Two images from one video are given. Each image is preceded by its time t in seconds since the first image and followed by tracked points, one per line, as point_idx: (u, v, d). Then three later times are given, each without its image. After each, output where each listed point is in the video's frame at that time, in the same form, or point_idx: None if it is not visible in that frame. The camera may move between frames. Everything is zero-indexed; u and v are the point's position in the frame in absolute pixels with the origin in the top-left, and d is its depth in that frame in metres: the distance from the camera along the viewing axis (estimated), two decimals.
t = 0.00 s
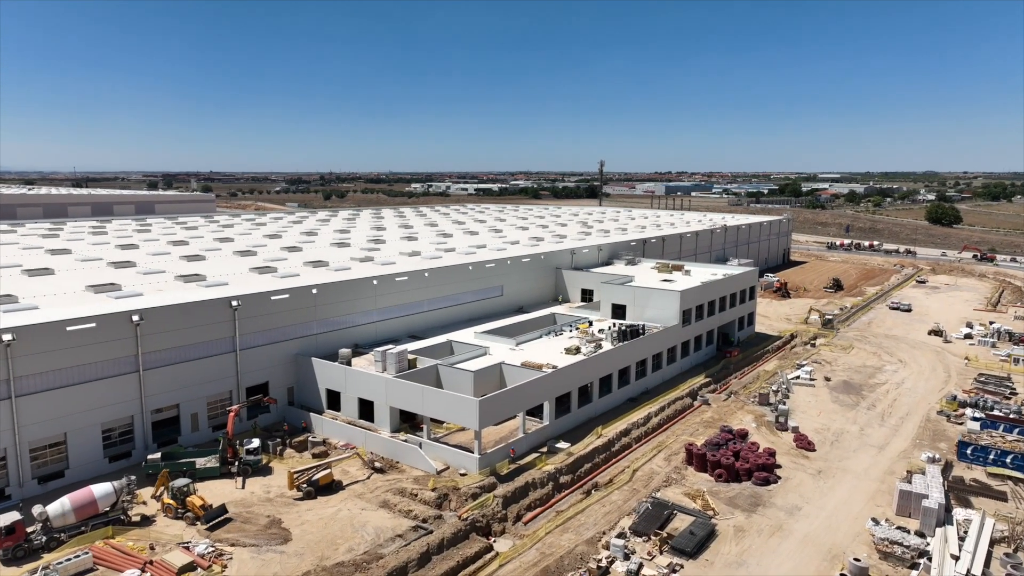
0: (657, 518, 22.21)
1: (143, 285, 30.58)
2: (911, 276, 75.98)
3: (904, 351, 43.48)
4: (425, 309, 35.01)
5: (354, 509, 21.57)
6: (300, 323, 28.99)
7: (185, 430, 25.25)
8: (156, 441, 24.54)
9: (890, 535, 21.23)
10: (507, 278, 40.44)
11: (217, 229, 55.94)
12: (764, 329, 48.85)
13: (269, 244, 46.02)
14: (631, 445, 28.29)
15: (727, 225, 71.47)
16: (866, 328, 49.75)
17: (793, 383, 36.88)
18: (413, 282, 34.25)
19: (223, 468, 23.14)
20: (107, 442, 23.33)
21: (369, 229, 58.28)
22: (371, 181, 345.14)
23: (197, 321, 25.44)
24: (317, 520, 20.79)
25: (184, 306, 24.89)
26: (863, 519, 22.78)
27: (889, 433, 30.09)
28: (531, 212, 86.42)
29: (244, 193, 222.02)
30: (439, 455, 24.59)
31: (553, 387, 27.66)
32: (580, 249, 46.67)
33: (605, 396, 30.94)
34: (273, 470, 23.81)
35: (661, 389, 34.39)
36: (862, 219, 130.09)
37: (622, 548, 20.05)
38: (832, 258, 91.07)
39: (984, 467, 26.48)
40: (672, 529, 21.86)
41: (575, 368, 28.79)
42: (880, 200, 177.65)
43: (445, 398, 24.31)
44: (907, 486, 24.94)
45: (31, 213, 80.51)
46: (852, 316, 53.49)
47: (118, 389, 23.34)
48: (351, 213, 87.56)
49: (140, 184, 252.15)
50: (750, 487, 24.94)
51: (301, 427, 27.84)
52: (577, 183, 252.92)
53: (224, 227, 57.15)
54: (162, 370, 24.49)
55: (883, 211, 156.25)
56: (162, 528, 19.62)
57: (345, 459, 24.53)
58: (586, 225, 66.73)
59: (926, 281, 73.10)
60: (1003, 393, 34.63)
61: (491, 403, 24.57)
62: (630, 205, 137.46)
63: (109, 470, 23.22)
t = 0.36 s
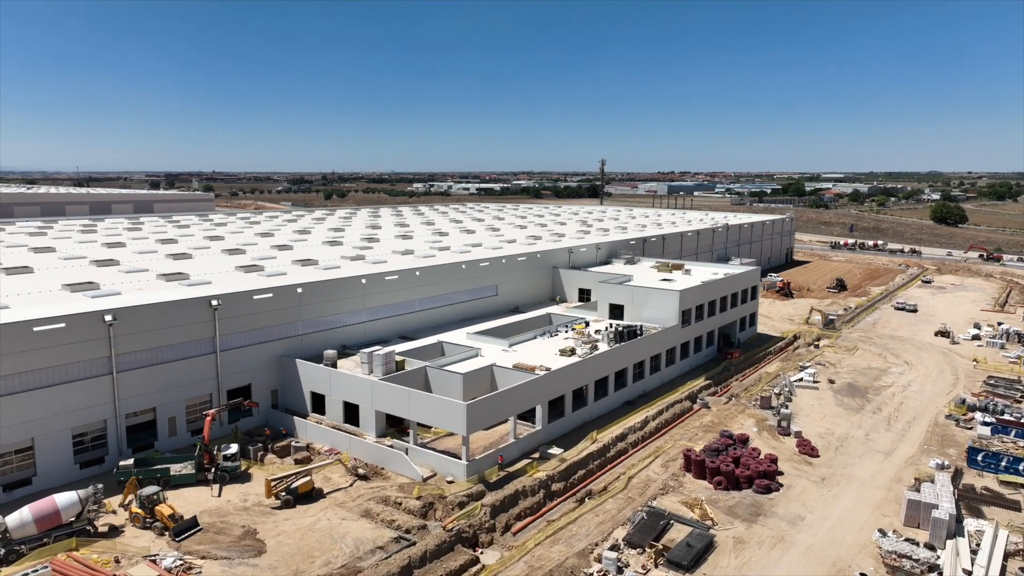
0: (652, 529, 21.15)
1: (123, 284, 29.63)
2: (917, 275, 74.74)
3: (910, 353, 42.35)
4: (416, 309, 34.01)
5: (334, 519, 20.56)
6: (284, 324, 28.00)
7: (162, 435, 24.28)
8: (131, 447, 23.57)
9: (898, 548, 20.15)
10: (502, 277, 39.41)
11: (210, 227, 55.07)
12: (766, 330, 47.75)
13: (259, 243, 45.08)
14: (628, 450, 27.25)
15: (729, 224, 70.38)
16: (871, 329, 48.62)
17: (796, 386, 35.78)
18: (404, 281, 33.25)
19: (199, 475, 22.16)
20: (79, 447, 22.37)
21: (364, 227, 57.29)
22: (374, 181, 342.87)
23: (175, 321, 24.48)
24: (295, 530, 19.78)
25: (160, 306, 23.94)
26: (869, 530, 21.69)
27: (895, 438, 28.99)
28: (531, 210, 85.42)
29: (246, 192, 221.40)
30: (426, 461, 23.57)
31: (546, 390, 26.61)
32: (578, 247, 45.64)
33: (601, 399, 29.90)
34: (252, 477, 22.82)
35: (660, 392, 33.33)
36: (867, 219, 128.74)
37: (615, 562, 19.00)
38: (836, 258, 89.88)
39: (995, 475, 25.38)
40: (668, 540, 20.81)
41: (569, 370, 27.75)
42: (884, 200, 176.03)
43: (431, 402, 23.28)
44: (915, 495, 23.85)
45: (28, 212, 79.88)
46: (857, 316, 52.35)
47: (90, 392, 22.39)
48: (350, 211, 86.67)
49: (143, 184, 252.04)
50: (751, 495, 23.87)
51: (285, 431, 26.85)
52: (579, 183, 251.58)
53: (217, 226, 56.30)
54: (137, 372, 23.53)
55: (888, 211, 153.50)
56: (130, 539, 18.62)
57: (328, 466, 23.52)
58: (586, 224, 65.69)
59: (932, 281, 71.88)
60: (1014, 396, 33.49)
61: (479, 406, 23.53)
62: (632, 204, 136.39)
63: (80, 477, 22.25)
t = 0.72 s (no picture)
0: (648, 541, 20.08)
1: (102, 283, 28.66)
2: (923, 275, 73.42)
3: (917, 355, 41.17)
4: (407, 309, 32.99)
5: (313, 530, 19.55)
6: (267, 324, 27.00)
7: (138, 440, 23.32)
8: (105, 452, 22.62)
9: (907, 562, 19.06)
10: (497, 277, 38.35)
11: (204, 225, 54.17)
12: (769, 331, 46.62)
13: (250, 241, 44.11)
14: (624, 457, 26.19)
15: (731, 222, 69.22)
16: (876, 330, 47.44)
17: (800, 389, 34.66)
18: (394, 281, 32.22)
19: (173, 483, 21.23)
20: (49, 453, 21.42)
21: (360, 226, 56.31)
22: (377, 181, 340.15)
23: (151, 322, 23.52)
24: (270, 542, 18.77)
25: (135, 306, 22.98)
26: (877, 543, 20.61)
27: (903, 444, 27.87)
28: (532, 209, 84.35)
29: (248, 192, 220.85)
30: (411, 468, 22.54)
31: (538, 394, 25.54)
32: (576, 246, 44.57)
33: (596, 403, 28.82)
34: (229, 485, 21.82)
35: (659, 395, 32.24)
36: (871, 218, 127.27)
37: None
38: (841, 258, 88.50)
39: (1008, 483, 24.25)
40: (664, 553, 19.74)
41: (563, 373, 26.68)
42: (890, 199, 174.27)
43: (417, 407, 22.25)
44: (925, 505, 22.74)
45: (26, 211, 79.35)
46: (862, 317, 51.17)
47: (61, 396, 21.44)
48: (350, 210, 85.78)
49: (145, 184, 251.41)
50: (752, 505, 22.79)
51: (267, 436, 25.86)
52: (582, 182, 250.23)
53: (211, 224, 55.37)
54: (111, 374, 22.57)
55: (894, 211, 150.56)
56: (94, 553, 17.63)
57: (309, 473, 22.52)
58: (586, 223, 64.64)
59: (938, 281, 70.57)
60: None
61: (467, 411, 22.48)
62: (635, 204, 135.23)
63: (49, 484, 21.30)
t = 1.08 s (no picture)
0: (643, 554, 19.01)
1: (80, 282, 27.72)
2: (930, 275, 72.07)
3: (926, 357, 39.98)
4: (398, 309, 31.99)
5: (289, 542, 18.54)
6: (250, 325, 26.04)
7: (111, 445, 22.37)
8: (76, 459, 21.69)
9: None
10: (492, 276, 37.33)
11: (197, 224, 53.37)
12: (773, 332, 45.48)
13: (242, 239, 43.20)
14: (620, 464, 25.12)
15: (735, 221, 68.04)
16: (883, 331, 46.25)
17: (804, 392, 33.53)
18: (385, 280, 31.23)
19: (145, 491, 20.17)
20: (16, 460, 20.50)
21: (355, 225, 55.25)
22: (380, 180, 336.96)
23: (125, 322, 22.57)
24: (242, 556, 17.77)
25: (108, 305, 22.03)
26: (885, 557, 19.51)
27: (912, 451, 26.74)
28: (533, 208, 83.33)
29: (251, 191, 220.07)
30: (396, 476, 21.51)
31: (530, 398, 24.48)
32: (574, 245, 43.52)
33: (592, 407, 27.74)
34: (204, 494, 20.83)
35: (657, 399, 31.15)
36: (877, 217, 125.75)
37: None
38: (846, 258, 87.15)
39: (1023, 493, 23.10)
40: (660, 568, 18.67)
41: (557, 376, 25.61)
42: (896, 199, 172.43)
43: (402, 411, 21.22)
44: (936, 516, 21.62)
45: (25, 210, 78.67)
46: (868, 317, 49.95)
47: (28, 400, 20.50)
48: (350, 209, 84.74)
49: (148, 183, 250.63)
50: (753, 515, 21.70)
51: (248, 441, 24.89)
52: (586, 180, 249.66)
53: (205, 223, 54.56)
54: (82, 377, 21.63)
55: (901, 211, 147.46)
56: (54, 568, 16.66)
57: (289, 481, 21.52)
58: (586, 222, 63.58)
59: (946, 281, 69.25)
60: None
61: (454, 416, 21.44)
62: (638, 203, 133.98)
63: (16, 492, 20.37)
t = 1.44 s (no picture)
0: (636, 570, 17.92)
1: (56, 280, 26.80)
2: (938, 275, 70.70)
3: (934, 359, 38.77)
4: (387, 309, 31.00)
5: (260, 556, 17.54)
6: (230, 325, 25.09)
7: (83, 451, 21.44)
8: (44, 465, 20.76)
9: None
10: (487, 275, 36.31)
11: (191, 222, 52.59)
12: (776, 333, 44.33)
13: (232, 238, 42.29)
14: (615, 471, 24.06)
15: (738, 220, 66.84)
16: (890, 332, 45.02)
17: (808, 396, 32.39)
18: (374, 279, 30.25)
19: (113, 499, 19.21)
20: None
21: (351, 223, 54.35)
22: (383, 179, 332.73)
23: (97, 322, 21.65)
24: (210, 570, 16.78)
25: (78, 305, 21.12)
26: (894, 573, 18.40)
27: (921, 458, 25.59)
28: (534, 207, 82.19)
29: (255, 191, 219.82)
30: (378, 485, 20.49)
31: (521, 402, 23.42)
32: (572, 243, 42.47)
33: (587, 411, 26.67)
34: (176, 503, 19.86)
35: (656, 402, 30.06)
36: (884, 217, 124.20)
37: None
38: (852, 258, 85.77)
39: None
40: None
41: (549, 379, 24.56)
42: (902, 198, 170.46)
43: (383, 417, 20.20)
44: (947, 529, 20.48)
45: (25, 209, 78.13)
46: (874, 318, 48.75)
47: None
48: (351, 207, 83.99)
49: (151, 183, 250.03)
50: (753, 527, 20.61)
51: (228, 447, 23.92)
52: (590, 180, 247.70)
53: (199, 221, 53.78)
54: (50, 380, 20.71)
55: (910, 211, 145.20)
56: None
57: (266, 489, 20.51)
58: (587, 220, 62.50)
59: (954, 281, 67.88)
60: None
61: (438, 422, 20.42)
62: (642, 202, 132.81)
63: None
